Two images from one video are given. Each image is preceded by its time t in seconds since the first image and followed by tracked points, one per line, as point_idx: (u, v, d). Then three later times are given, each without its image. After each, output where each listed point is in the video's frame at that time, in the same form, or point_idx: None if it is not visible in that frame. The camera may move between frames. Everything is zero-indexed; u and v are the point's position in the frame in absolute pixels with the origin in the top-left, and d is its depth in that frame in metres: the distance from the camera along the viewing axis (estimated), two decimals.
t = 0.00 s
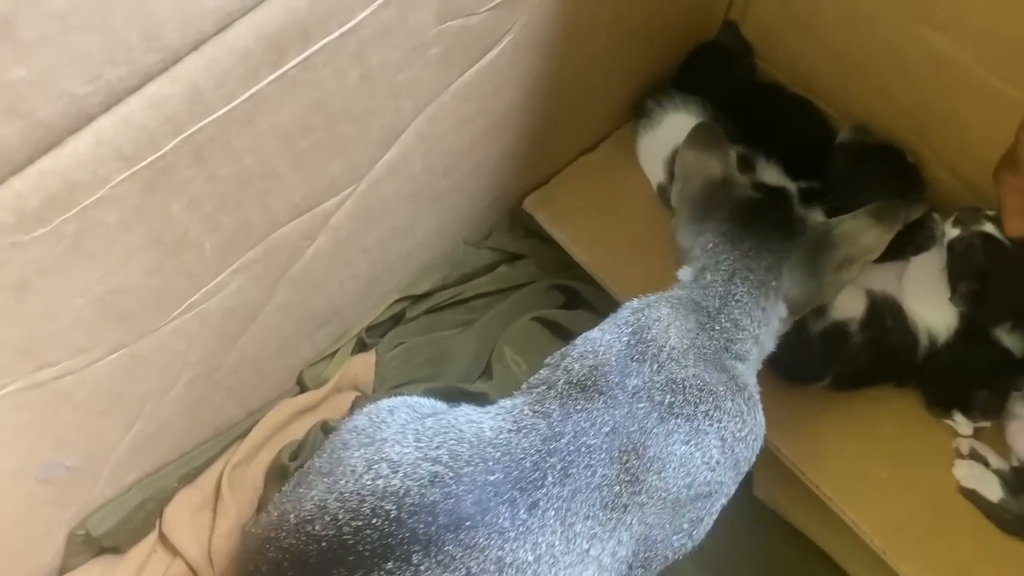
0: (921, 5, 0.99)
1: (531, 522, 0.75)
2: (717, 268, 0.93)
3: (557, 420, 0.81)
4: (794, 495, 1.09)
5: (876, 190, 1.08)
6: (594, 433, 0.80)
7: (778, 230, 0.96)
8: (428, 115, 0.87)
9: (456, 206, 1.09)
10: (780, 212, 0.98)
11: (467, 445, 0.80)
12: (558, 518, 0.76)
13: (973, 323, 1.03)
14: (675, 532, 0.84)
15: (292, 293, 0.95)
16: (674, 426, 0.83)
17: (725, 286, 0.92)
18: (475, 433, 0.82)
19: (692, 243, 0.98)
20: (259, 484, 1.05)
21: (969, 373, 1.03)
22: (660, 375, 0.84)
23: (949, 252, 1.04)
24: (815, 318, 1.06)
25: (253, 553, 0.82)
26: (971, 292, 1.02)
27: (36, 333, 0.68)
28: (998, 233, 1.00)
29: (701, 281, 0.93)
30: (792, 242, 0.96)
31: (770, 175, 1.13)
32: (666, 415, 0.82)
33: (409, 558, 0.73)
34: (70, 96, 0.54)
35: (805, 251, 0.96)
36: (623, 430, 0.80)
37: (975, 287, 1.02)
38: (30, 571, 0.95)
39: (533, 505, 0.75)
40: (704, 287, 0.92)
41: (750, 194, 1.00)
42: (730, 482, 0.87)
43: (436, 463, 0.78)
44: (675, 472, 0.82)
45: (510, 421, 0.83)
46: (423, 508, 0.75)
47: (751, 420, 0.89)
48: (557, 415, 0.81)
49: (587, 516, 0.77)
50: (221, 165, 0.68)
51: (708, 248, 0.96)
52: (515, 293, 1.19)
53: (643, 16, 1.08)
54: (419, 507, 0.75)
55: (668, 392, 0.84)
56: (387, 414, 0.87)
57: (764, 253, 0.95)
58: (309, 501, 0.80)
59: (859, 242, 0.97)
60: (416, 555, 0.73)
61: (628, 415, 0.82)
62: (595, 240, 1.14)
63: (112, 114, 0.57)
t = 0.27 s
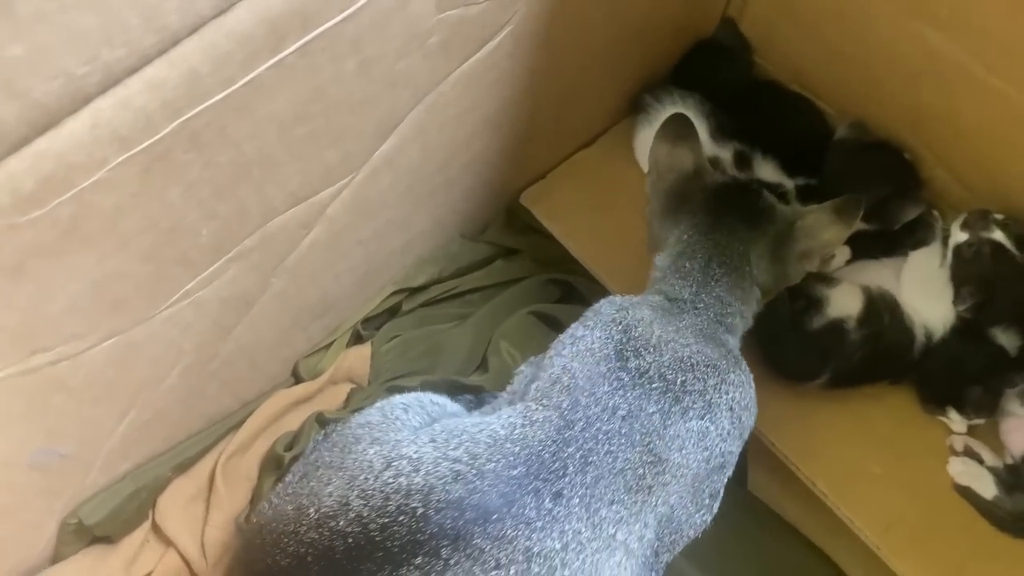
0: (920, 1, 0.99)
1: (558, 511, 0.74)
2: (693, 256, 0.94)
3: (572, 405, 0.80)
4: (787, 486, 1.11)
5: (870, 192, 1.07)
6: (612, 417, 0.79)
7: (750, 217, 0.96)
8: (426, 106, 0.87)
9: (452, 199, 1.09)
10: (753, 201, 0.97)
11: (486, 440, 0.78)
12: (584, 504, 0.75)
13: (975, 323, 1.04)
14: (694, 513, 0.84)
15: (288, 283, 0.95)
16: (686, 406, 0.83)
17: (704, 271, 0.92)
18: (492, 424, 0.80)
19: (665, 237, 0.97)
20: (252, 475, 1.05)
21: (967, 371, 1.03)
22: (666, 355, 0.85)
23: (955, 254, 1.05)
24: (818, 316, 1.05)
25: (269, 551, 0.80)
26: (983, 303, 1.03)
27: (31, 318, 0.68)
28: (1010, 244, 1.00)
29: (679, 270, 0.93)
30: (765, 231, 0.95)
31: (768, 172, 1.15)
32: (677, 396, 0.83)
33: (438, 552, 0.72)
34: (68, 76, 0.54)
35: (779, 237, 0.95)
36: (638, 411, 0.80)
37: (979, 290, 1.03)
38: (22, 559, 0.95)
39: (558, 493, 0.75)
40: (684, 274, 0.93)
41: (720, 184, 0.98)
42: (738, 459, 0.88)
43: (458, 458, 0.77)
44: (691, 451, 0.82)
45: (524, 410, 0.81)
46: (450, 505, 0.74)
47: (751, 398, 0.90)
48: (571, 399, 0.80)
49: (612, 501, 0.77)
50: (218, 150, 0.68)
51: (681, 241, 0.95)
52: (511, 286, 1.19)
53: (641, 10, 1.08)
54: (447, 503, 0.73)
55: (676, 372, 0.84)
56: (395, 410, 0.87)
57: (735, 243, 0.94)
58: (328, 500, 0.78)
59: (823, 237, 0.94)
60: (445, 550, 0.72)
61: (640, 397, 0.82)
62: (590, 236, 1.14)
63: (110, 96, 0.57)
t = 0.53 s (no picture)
0: None
1: (591, 463, 0.78)
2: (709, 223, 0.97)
3: (597, 363, 0.83)
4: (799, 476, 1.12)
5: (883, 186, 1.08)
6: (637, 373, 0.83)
7: (767, 184, 0.98)
8: (448, 91, 0.87)
9: (468, 187, 1.09)
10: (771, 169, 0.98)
11: (517, 401, 0.82)
12: (615, 455, 0.79)
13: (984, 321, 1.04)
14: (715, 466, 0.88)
15: (307, 267, 0.95)
16: (705, 360, 0.87)
17: (720, 240, 0.96)
18: (521, 386, 0.84)
19: (682, 200, 1.00)
20: (266, 459, 1.06)
21: (977, 362, 1.04)
22: (684, 313, 0.89)
23: (970, 257, 1.04)
24: (827, 308, 1.06)
25: (308, 526, 0.81)
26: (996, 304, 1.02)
27: (61, 295, 0.68)
28: None
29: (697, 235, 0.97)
30: (780, 200, 0.98)
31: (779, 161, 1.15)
32: (696, 352, 0.87)
33: (483, 510, 0.75)
34: (113, 50, 0.55)
35: (793, 207, 0.97)
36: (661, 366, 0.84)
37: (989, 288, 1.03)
38: (40, 541, 0.95)
39: (591, 446, 0.79)
40: (699, 239, 0.97)
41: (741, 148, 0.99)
42: (751, 412, 0.93)
43: (492, 421, 0.80)
44: (710, 403, 0.87)
45: (550, 371, 0.84)
46: (490, 464, 0.77)
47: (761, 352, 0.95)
48: (595, 357, 0.84)
49: (640, 451, 0.81)
50: (249, 130, 0.69)
51: (697, 204, 0.99)
52: (523, 276, 1.19)
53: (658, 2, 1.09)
54: (487, 463, 0.77)
55: (695, 330, 0.88)
56: (420, 393, 0.89)
57: (749, 212, 0.97)
58: (367, 472, 0.80)
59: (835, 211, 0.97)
60: (489, 507, 0.75)
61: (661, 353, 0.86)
62: (603, 226, 1.14)
63: (150, 71, 0.58)
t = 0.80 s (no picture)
0: None
1: (595, 434, 0.79)
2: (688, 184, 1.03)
3: (598, 339, 0.84)
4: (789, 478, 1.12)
5: (872, 187, 1.08)
6: (638, 346, 0.83)
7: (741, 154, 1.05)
8: (443, 87, 0.88)
9: (462, 183, 1.09)
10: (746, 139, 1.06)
11: (521, 378, 0.82)
12: (617, 427, 0.80)
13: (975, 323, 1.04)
14: (716, 438, 0.89)
15: (300, 262, 0.95)
16: (702, 330, 0.87)
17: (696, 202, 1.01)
18: (525, 365, 0.84)
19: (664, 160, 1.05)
20: (257, 454, 1.06)
21: (968, 363, 1.03)
22: (682, 286, 0.89)
23: (960, 261, 1.04)
24: (818, 307, 1.05)
25: (317, 512, 0.80)
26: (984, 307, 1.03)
27: (54, 286, 0.68)
28: (1013, 251, 1.00)
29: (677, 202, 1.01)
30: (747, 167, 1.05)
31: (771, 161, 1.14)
32: (695, 323, 0.87)
33: (491, 485, 0.76)
34: (107, 41, 0.55)
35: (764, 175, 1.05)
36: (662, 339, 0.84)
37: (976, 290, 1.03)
38: (28, 532, 0.95)
39: (593, 419, 0.79)
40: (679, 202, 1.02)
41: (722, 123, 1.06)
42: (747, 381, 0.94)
43: (496, 399, 0.81)
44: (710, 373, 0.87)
45: (553, 349, 0.84)
46: (496, 442, 0.77)
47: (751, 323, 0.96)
48: (597, 334, 0.84)
49: (643, 423, 0.81)
50: (244, 123, 0.69)
51: (677, 168, 1.04)
52: (515, 273, 1.19)
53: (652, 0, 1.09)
54: (494, 440, 0.77)
55: (693, 302, 0.88)
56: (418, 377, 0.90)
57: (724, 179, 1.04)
58: (375, 458, 0.81)
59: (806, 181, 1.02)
60: (496, 483, 0.76)
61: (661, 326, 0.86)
62: (595, 223, 1.15)
63: (145, 63, 0.58)
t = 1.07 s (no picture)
0: None
1: (588, 413, 0.78)
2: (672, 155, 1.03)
3: (580, 320, 0.83)
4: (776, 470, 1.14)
5: (864, 185, 1.07)
6: (618, 319, 0.83)
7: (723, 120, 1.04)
8: (435, 79, 0.86)
9: (454, 178, 1.08)
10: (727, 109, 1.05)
11: (512, 367, 0.82)
12: (608, 402, 0.80)
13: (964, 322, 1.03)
14: (704, 407, 0.90)
15: (290, 256, 0.94)
16: (678, 301, 0.88)
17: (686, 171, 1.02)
18: (512, 353, 0.83)
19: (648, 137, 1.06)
20: (245, 452, 1.04)
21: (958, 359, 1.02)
22: (654, 261, 0.90)
23: (949, 259, 1.03)
24: (812, 304, 1.05)
25: (318, 515, 0.79)
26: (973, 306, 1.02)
27: (36, 279, 0.67)
28: (1001, 248, 0.98)
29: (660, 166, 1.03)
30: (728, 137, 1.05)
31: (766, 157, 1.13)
32: (671, 294, 0.88)
33: (492, 475, 0.75)
34: (90, 26, 0.54)
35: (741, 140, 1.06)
36: (641, 312, 0.85)
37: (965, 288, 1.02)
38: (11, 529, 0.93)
39: (585, 397, 0.79)
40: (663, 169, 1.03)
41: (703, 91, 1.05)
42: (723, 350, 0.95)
43: (488, 390, 0.80)
44: (692, 342, 0.88)
45: (535, 333, 0.84)
46: (494, 432, 0.76)
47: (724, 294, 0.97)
48: (579, 314, 0.84)
49: (633, 397, 0.82)
50: (232, 113, 0.67)
51: (659, 146, 1.04)
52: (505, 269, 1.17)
53: None
54: (490, 430, 0.76)
55: (666, 276, 0.89)
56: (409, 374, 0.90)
57: (703, 147, 1.03)
58: (375, 458, 0.79)
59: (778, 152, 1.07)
60: (497, 472, 0.75)
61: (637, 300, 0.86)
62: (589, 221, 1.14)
63: (129, 50, 0.57)
